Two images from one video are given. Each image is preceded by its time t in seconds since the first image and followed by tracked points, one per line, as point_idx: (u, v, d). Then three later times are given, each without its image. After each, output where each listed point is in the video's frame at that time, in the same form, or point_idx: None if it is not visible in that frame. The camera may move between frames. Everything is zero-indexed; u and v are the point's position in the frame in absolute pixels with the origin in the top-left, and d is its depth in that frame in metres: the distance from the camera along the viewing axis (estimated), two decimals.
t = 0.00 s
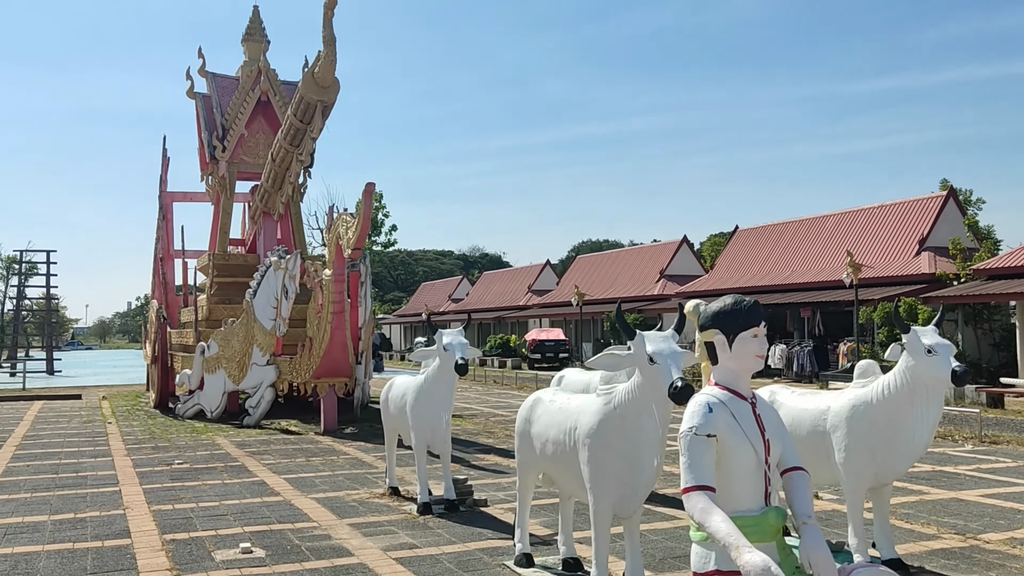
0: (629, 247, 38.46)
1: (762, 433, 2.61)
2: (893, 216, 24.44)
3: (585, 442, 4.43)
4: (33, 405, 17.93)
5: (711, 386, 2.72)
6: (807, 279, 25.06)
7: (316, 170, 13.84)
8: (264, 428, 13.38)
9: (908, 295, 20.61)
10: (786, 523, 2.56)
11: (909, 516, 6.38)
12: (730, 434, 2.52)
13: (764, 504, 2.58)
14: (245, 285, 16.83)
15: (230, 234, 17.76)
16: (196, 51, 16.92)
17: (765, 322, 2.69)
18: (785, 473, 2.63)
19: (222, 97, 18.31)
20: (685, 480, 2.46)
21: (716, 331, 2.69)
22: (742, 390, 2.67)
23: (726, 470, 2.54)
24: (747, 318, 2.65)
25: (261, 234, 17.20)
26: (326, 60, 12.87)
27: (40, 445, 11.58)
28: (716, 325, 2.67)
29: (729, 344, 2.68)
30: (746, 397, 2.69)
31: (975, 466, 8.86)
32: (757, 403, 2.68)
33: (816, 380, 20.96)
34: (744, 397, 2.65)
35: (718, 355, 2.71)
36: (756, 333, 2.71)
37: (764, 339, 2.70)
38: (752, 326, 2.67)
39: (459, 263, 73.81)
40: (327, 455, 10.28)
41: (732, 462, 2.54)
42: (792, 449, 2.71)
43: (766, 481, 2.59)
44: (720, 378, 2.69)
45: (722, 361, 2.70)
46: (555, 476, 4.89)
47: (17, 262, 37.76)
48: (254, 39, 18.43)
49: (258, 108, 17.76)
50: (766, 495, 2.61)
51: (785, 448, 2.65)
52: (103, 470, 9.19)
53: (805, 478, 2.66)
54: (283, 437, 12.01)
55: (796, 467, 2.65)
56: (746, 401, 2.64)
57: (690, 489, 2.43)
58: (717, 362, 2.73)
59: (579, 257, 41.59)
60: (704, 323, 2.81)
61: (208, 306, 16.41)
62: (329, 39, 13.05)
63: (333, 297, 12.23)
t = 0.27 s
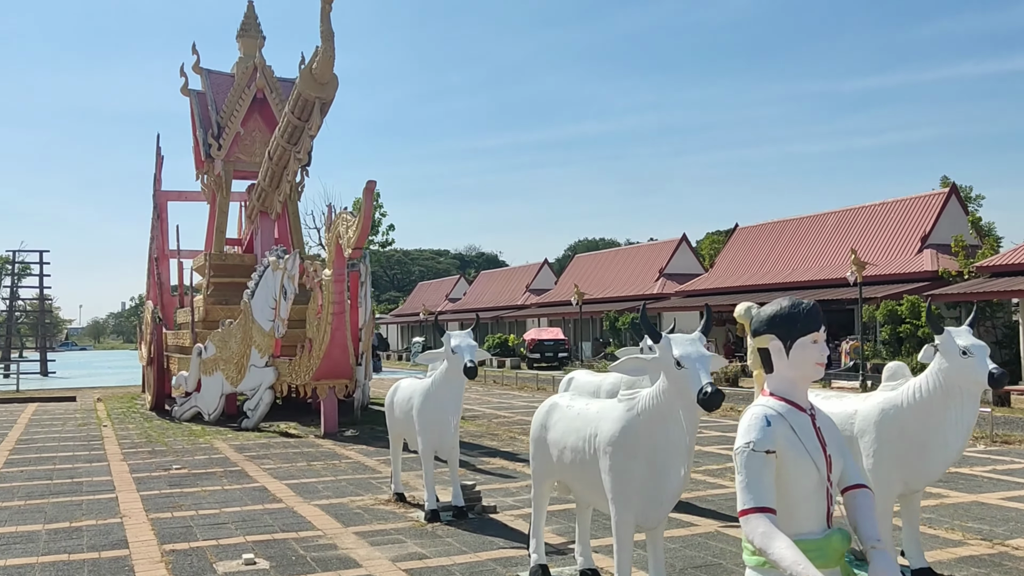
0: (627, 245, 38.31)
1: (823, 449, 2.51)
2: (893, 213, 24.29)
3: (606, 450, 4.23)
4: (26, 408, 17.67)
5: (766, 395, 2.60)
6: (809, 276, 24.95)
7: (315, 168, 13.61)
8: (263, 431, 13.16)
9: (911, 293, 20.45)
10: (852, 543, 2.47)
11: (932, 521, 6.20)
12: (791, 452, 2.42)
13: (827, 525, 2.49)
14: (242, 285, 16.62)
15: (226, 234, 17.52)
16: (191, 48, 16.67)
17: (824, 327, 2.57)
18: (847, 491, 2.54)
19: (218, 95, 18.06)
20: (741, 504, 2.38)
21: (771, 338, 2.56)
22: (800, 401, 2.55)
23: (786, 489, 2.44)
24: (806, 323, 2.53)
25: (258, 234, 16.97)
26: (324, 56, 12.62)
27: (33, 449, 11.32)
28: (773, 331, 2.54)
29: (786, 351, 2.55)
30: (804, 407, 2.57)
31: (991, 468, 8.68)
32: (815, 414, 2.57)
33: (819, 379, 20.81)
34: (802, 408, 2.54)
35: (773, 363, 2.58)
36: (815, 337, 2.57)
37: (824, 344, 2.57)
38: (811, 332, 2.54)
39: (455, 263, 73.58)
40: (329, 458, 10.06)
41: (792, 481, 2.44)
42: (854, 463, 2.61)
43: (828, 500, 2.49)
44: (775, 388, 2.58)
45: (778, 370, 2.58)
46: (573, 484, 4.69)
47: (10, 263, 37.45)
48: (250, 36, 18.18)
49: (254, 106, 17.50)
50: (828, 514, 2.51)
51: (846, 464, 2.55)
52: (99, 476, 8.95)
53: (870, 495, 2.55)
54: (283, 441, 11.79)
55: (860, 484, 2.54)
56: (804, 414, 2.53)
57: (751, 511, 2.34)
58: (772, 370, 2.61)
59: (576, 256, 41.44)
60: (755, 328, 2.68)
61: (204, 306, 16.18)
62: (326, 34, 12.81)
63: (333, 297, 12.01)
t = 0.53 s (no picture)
0: (628, 240, 38.10)
1: (897, 457, 2.44)
2: (898, 207, 24.09)
3: (629, 451, 4.00)
4: (23, 406, 17.44)
5: (829, 394, 2.56)
6: (812, 271, 24.79)
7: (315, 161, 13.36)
8: (262, 428, 12.95)
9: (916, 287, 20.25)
10: (927, 558, 2.40)
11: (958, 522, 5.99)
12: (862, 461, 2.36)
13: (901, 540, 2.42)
14: (241, 281, 16.42)
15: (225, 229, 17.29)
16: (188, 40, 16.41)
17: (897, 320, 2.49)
18: (921, 503, 2.46)
19: (216, 88, 17.79)
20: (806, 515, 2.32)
21: (837, 331, 2.51)
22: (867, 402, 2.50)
23: (858, 499, 2.38)
24: (877, 313, 2.47)
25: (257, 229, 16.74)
26: (324, 47, 12.36)
27: (28, 448, 11.08)
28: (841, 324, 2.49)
29: (855, 346, 2.49)
30: (874, 411, 2.51)
31: (1010, 466, 8.46)
32: (885, 415, 2.51)
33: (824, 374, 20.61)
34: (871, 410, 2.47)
35: (839, 359, 2.53)
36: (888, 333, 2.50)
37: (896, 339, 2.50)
38: (882, 326, 2.47)
39: (453, 258, 73.30)
40: (331, 457, 9.85)
41: (864, 491, 2.38)
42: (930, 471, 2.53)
43: (904, 512, 2.43)
44: (840, 387, 2.53)
45: (844, 367, 2.52)
46: (592, 486, 4.47)
47: (6, 259, 37.17)
48: (247, 28, 17.90)
49: (253, 99, 17.24)
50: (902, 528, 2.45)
51: (920, 474, 2.48)
52: (96, 476, 8.72)
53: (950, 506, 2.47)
54: (284, 439, 11.56)
55: (938, 494, 2.46)
56: (873, 416, 2.46)
57: (818, 525, 2.27)
58: (837, 367, 2.55)
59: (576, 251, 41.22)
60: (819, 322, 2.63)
61: (203, 302, 15.94)
62: (326, 25, 12.54)
63: (334, 292, 11.79)
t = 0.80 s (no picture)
0: (631, 235, 37.88)
1: (994, 474, 2.31)
2: (906, 200, 23.86)
3: (655, 455, 3.76)
4: (21, 402, 17.23)
5: (911, 399, 2.42)
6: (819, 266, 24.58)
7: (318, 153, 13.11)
8: (264, 426, 12.73)
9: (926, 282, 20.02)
10: None
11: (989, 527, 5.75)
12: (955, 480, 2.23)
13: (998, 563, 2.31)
14: (242, 276, 16.18)
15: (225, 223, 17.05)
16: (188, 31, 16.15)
17: (989, 317, 2.34)
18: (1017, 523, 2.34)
19: (216, 80, 17.53)
20: (894, 542, 2.21)
21: (921, 329, 2.36)
22: (957, 410, 2.35)
23: (954, 520, 2.25)
24: (966, 302, 2.33)
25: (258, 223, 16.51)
26: (326, 37, 12.08)
27: (26, 445, 10.86)
28: (926, 321, 2.35)
29: (942, 346, 2.34)
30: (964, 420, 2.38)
31: None
32: (975, 424, 2.37)
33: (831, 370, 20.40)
34: (961, 419, 2.33)
35: (923, 360, 2.39)
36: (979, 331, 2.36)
37: (989, 337, 2.35)
38: (975, 325, 2.32)
39: (454, 254, 73.05)
40: (335, 456, 9.62)
41: (957, 513, 2.25)
42: None
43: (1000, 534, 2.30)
44: (924, 393, 2.38)
45: (928, 368, 2.38)
46: (612, 491, 4.23)
47: (6, 255, 36.97)
48: (248, 19, 17.63)
49: (253, 91, 16.98)
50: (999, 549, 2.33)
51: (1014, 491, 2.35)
52: (94, 476, 8.49)
53: None
54: (286, 437, 11.33)
55: None
56: (964, 426, 2.32)
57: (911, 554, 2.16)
58: (920, 369, 2.41)
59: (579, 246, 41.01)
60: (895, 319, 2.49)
61: (203, 297, 15.73)
62: (328, 14, 12.25)
63: (337, 287, 11.56)
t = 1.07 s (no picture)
0: (637, 231, 37.64)
1: None
2: (917, 195, 23.67)
3: (688, 459, 3.52)
4: (24, 399, 17.06)
5: None
6: (829, 262, 24.39)
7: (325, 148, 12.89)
8: (269, 424, 12.54)
9: (938, 278, 19.80)
10: None
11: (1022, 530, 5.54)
12: None
13: None
14: (246, 271, 16.00)
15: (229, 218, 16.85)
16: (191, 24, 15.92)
17: None
18: None
19: (220, 73, 17.30)
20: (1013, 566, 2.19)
21: None
22: None
23: None
24: None
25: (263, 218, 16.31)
26: (332, 28, 11.83)
27: (28, 443, 10.67)
28: None
29: None
30: None
31: None
32: None
33: (841, 367, 20.18)
34: None
35: None
36: None
37: None
38: None
39: (457, 250, 72.83)
40: (342, 455, 9.43)
41: None
42: None
43: None
44: None
45: None
46: (639, 496, 3.99)
47: (10, 251, 36.89)
48: (252, 12, 17.40)
49: (257, 85, 16.76)
50: None
51: None
52: (97, 476, 8.29)
53: None
54: (292, 435, 11.14)
55: None
56: None
57: None
58: None
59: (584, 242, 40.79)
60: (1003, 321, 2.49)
61: (207, 293, 15.53)
62: (334, 4, 11.99)
63: (343, 283, 11.34)
